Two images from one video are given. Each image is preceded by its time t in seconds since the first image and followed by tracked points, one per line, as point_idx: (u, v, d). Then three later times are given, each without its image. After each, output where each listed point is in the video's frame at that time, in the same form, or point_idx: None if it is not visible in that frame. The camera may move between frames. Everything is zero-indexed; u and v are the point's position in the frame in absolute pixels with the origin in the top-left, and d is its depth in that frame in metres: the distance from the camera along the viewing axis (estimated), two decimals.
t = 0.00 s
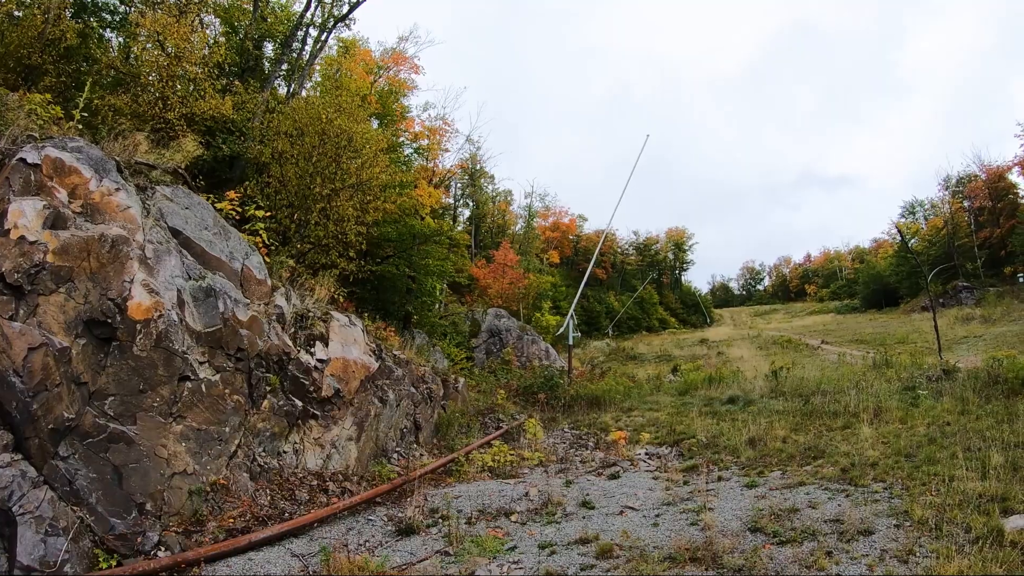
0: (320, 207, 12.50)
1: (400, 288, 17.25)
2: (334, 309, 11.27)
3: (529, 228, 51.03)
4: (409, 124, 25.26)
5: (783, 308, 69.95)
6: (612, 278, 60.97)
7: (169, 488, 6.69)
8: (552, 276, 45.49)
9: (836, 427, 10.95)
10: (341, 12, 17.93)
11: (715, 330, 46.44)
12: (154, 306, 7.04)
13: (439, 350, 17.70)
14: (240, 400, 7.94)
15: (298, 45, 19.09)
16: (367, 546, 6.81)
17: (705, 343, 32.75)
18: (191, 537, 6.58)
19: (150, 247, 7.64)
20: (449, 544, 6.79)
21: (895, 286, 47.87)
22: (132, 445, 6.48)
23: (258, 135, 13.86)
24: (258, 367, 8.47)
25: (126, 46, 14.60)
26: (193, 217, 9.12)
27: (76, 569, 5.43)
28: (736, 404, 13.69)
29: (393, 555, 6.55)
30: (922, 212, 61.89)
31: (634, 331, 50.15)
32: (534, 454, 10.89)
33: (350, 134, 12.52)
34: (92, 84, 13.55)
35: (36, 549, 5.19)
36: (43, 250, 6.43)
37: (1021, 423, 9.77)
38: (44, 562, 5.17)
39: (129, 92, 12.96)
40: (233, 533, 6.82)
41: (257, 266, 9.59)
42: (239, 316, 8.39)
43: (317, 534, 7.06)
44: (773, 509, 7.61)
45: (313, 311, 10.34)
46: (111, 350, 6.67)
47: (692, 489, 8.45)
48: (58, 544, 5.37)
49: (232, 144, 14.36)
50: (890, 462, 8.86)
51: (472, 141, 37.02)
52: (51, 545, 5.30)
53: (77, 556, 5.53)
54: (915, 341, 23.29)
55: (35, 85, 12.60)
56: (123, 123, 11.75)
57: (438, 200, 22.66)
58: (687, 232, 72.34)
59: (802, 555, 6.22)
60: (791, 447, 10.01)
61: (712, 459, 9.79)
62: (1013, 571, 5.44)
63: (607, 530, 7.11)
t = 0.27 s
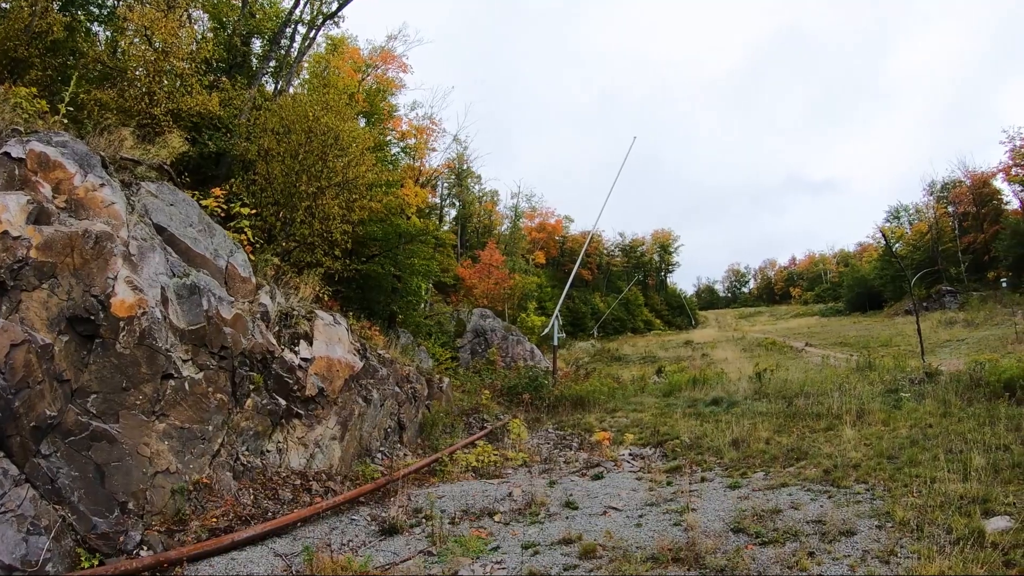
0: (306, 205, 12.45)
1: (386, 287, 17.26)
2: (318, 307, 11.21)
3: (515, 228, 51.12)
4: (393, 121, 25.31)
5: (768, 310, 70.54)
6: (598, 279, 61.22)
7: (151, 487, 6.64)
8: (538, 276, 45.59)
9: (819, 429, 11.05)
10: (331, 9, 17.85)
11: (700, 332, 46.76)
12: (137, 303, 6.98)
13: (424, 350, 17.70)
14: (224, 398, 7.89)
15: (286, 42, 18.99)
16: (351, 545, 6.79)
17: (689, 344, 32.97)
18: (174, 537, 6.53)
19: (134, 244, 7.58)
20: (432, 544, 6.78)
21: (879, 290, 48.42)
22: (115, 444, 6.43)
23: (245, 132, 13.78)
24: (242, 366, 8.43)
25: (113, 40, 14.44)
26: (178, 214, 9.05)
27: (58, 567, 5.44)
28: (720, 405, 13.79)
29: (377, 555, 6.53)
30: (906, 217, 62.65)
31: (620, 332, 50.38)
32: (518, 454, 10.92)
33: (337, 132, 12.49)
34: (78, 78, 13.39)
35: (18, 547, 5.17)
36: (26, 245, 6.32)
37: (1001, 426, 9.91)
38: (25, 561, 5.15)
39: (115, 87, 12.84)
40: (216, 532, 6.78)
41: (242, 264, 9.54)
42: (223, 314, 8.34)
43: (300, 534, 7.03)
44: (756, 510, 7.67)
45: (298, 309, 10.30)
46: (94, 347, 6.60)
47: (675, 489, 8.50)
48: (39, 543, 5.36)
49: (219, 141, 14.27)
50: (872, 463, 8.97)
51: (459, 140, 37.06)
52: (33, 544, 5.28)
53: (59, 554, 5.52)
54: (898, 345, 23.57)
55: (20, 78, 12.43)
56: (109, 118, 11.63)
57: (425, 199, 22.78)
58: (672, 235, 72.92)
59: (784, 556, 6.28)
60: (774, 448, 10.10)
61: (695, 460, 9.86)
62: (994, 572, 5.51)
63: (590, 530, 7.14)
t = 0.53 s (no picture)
0: (291, 203, 12.39)
1: (370, 286, 17.26)
2: (302, 306, 11.16)
3: (500, 228, 51.16)
4: (380, 119, 25.29)
5: (752, 313, 71.14)
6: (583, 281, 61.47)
7: (133, 485, 6.57)
8: (523, 277, 45.66)
9: (801, 430, 11.16)
10: (319, 6, 17.79)
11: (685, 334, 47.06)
12: (120, 300, 6.92)
13: (408, 349, 17.68)
14: (206, 396, 7.84)
15: (274, 38, 18.89)
16: (333, 545, 6.77)
17: (673, 346, 33.17)
18: (155, 536, 6.47)
19: (116, 240, 7.51)
20: (414, 543, 6.78)
21: (862, 293, 48.98)
22: (96, 442, 6.36)
23: (230, 128, 13.70)
24: (225, 364, 8.37)
25: (100, 33, 14.28)
26: (162, 210, 8.97)
27: (38, 567, 5.37)
28: (703, 406, 13.89)
29: (359, 554, 6.52)
30: (890, 221, 63.48)
31: (604, 333, 50.60)
32: (501, 454, 10.94)
33: (323, 130, 12.45)
34: (63, 72, 13.21)
35: None
36: (8, 240, 6.23)
37: (982, 428, 10.06)
38: (5, 559, 5.11)
39: (100, 81, 12.71)
40: (197, 532, 6.72)
41: (226, 261, 9.48)
42: (206, 311, 8.28)
43: (282, 533, 6.99)
44: (737, 511, 7.73)
45: (281, 308, 10.25)
46: (75, 344, 6.52)
47: (658, 490, 8.56)
48: (19, 541, 5.30)
49: (205, 137, 14.19)
50: (853, 464, 9.07)
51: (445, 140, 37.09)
52: (12, 543, 5.23)
53: (39, 553, 5.45)
54: (880, 347, 23.87)
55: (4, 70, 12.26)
56: (93, 112, 11.52)
57: (409, 198, 22.89)
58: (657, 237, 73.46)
59: (765, 556, 6.34)
60: (756, 449, 10.18)
61: (677, 461, 9.93)
62: (973, 571, 5.59)
63: (572, 530, 7.16)
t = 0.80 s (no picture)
0: (276, 200, 12.31)
1: (355, 285, 17.22)
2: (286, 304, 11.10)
3: (486, 228, 51.13)
4: (366, 118, 25.21)
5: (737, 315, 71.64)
6: (568, 282, 61.68)
7: (114, 483, 6.51)
8: (508, 277, 45.71)
9: (784, 432, 11.27)
10: (308, 3, 17.70)
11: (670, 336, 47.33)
12: (102, 296, 6.85)
13: (392, 349, 17.64)
14: (188, 394, 7.78)
15: (261, 34, 18.76)
16: (316, 544, 6.75)
17: (658, 347, 33.34)
18: (137, 535, 6.42)
19: (100, 236, 7.43)
20: (397, 543, 6.77)
21: (846, 296, 49.52)
22: (77, 439, 6.29)
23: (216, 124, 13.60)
24: (208, 361, 8.31)
25: (87, 26, 14.06)
26: (146, 206, 8.88)
27: (18, 565, 5.31)
28: (686, 407, 13.99)
29: (341, 554, 6.51)
30: (874, 226, 64.27)
31: (589, 334, 50.78)
32: (484, 454, 10.96)
33: (308, 128, 12.41)
34: (49, 64, 12.99)
35: None
36: None
37: (963, 430, 10.22)
38: None
39: (86, 74, 12.55)
40: (179, 531, 6.68)
41: (210, 258, 9.41)
42: (189, 309, 8.22)
43: (264, 532, 6.96)
44: (719, 511, 7.80)
45: (264, 306, 10.19)
46: (57, 340, 6.45)
47: (640, 490, 8.61)
48: None
49: (191, 133, 14.08)
50: (835, 466, 9.18)
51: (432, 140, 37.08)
52: None
53: (20, 552, 5.39)
54: (864, 350, 24.14)
55: None
56: (77, 106, 11.38)
57: (395, 197, 22.86)
58: (642, 240, 73.89)
59: (747, 556, 6.40)
60: (739, 450, 10.28)
61: (660, 462, 10.01)
62: (953, 571, 5.68)
63: (555, 530, 7.19)
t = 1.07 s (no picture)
0: (261, 198, 12.21)
1: (339, 284, 17.19)
2: (269, 302, 11.05)
3: (471, 228, 51.10)
4: (353, 116, 25.13)
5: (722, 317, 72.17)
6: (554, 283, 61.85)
7: (96, 481, 6.44)
8: (493, 278, 45.77)
9: (766, 433, 11.38)
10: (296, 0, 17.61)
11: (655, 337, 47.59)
12: (85, 292, 6.79)
13: (376, 348, 17.61)
14: (171, 392, 7.72)
15: (248, 30, 18.64)
16: (298, 543, 6.72)
17: (643, 348, 33.50)
18: (118, 533, 6.36)
19: (83, 231, 7.35)
20: (379, 542, 6.77)
21: (830, 299, 50.06)
22: (59, 436, 6.23)
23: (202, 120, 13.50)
24: (190, 359, 8.25)
25: (74, 19, 13.84)
26: (130, 202, 8.80)
27: None
28: (669, 408, 14.08)
29: (324, 553, 6.49)
30: (858, 230, 65.05)
31: (574, 335, 50.93)
32: (467, 453, 10.96)
33: (294, 125, 12.37)
34: (35, 58, 12.77)
35: None
36: None
37: (944, 432, 10.39)
38: None
39: (70, 68, 12.38)
40: (161, 529, 6.63)
41: (194, 255, 9.33)
42: (172, 306, 8.16)
43: (246, 531, 6.92)
44: (701, 511, 7.87)
45: (248, 303, 10.14)
46: (39, 336, 6.38)
47: (623, 491, 8.66)
48: None
49: (177, 129, 13.97)
50: (817, 467, 9.29)
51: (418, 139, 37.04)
52: None
53: None
54: (847, 353, 24.41)
55: None
56: (61, 99, 11.24)
57: (381, 196, 22.83)
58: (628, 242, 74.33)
59: (728, 556, 6.46)
60: (722, 451, 10.36)
61: (642, 462, 10.07)
62: (933, 571, 5.77)
63: (537, 530, 7.21)
